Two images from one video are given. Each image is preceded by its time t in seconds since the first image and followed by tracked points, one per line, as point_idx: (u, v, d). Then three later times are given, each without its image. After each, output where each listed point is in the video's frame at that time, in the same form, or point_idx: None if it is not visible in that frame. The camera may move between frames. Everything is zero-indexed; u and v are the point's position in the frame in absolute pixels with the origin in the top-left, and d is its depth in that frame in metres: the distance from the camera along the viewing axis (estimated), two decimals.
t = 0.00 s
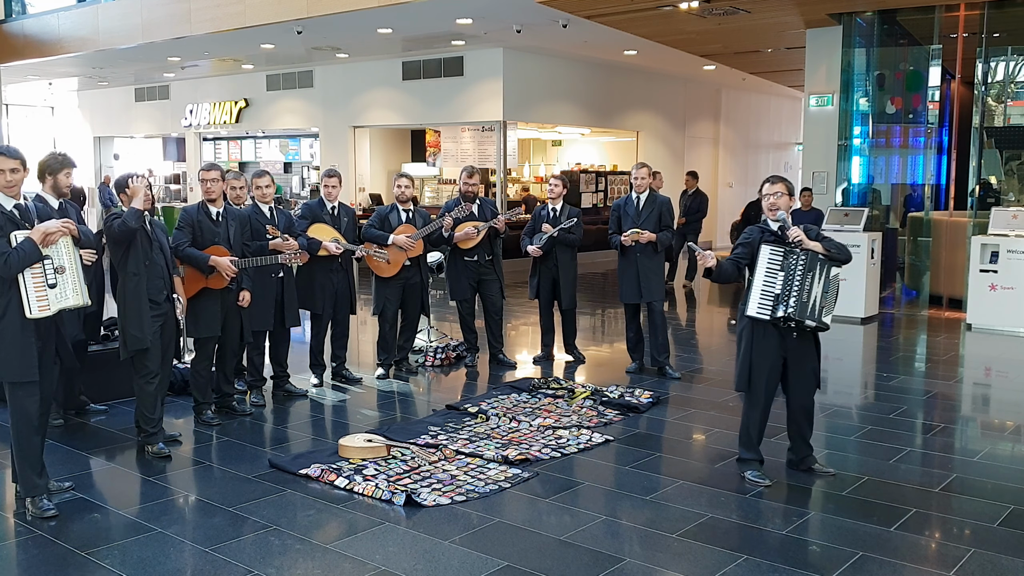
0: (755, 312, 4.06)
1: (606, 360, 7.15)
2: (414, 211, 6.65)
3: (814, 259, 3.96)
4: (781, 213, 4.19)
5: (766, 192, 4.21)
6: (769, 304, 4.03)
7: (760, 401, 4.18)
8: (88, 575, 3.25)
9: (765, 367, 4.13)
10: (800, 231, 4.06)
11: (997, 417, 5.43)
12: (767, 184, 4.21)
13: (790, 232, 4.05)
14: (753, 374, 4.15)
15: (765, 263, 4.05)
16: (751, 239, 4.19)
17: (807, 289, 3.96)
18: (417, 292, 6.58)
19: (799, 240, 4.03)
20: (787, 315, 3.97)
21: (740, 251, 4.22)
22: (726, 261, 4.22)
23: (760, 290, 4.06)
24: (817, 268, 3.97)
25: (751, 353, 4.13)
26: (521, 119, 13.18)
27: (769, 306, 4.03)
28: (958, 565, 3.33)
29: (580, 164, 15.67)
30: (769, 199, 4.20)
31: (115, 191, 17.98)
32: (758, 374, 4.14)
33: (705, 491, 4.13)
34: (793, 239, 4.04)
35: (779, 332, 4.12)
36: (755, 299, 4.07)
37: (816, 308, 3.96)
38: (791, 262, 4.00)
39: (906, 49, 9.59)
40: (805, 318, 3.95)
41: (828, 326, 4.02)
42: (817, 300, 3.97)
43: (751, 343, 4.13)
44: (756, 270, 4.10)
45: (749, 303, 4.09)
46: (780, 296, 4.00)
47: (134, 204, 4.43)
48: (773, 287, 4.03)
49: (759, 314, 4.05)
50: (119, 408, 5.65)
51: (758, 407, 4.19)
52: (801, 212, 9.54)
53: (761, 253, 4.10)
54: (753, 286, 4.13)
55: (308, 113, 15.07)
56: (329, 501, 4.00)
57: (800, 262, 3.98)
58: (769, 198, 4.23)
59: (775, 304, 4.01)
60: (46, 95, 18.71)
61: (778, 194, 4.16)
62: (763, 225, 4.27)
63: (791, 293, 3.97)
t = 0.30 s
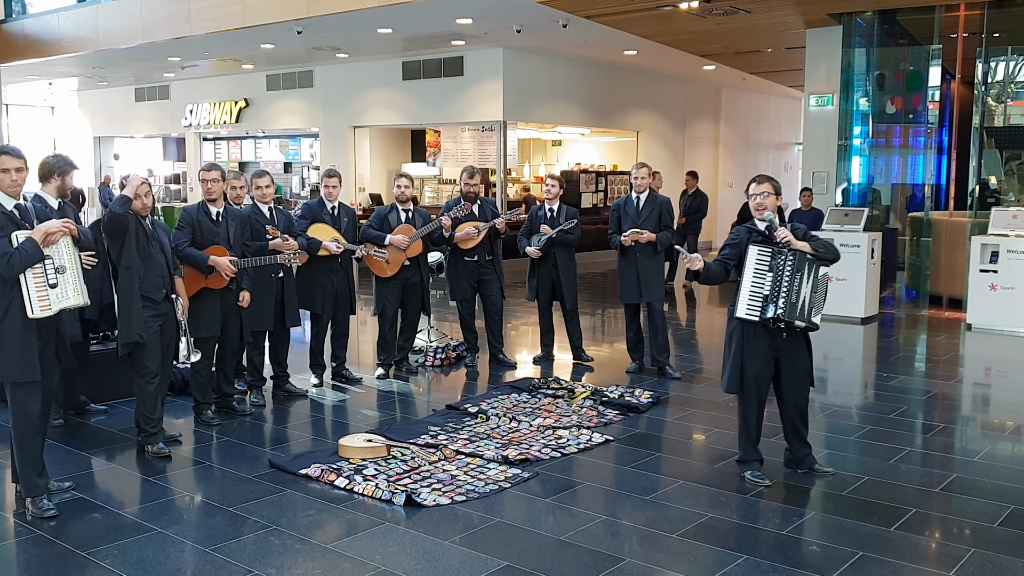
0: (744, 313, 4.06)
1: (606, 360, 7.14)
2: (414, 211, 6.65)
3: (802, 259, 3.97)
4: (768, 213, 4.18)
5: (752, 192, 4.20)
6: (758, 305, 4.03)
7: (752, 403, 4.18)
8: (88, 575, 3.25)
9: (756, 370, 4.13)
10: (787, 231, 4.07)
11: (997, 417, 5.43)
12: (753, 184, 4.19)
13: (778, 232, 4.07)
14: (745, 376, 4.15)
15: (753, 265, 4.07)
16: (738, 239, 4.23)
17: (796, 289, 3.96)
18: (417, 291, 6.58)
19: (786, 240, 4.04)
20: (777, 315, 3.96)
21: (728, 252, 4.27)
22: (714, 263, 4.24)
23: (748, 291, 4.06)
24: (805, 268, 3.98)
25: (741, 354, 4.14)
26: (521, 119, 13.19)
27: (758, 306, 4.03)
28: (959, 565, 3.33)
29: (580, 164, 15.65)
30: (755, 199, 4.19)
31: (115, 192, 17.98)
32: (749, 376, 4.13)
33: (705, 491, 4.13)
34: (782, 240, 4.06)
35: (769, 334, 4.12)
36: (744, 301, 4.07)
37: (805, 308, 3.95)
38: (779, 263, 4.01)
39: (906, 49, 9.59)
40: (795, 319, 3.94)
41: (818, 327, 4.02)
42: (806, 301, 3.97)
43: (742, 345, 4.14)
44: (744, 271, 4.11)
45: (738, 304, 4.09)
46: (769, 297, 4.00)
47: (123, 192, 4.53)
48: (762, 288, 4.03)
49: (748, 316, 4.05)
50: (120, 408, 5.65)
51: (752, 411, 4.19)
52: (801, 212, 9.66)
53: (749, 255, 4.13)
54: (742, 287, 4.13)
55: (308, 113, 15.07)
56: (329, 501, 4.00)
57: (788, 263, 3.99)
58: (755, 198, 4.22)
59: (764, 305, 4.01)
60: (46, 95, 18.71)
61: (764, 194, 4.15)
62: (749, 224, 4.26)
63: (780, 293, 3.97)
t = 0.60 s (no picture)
0: (740, 314, 4.06)
1: (606, 360, 7.14)
2: (414, 211, 6.64)
3: (797, 259, 3.97)
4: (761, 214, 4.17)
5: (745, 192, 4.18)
6: (753, 306, 4.04)
7: (750, 404, 4.17)
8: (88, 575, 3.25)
9: (752, 371, 4.13)
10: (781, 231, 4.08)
11: (998, 417, 5.43)
12: (745, 184, 4.17)
13: (772, 233, 4.08)
14: (742, 378, 4.15)
15: (747, 266, 4.06)
16: (731, 240, 4.23)
17: (790, 290, 3.97)
18: (417, 291, 6.58)
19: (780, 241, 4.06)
20: (772, 316, 3.97)
21: (722, 252, 4.27)
22: (708, 265, 4.28)
23: (743, 292, 4.06)
24: (799, 268, 3.98)
25: (738, 357, 4.14)
26: (521, 119, 13.19)
27: (753, 307, 4.03)
28: (958, 565, 3.33)
29: (580, 164, 15.66)
30: (748, 200, 4.17)
31: (115, 191, 17.98)
32: (747, 378, 4.13)
33: (705, 491, 4.13)
34: (776, 240, 4.07)
35: (764, 334, 4.12)
36: (739, 302, 4.07)
37: (800, 308, 3.97)
38: (773, 264, 4.01)
39: (906, 49, 9.59)
40: (790, 319, 3.96)
41: (813, 326, 4.04)
42: (801, 301, 3.98)
43: (739, 347, 4.13)
44: (739, 272, 4.11)
45: (733, 305, 4.09)
46: (765, 297, 4.00)
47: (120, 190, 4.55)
48: (757, 288, 4.03)
49: (744, 317, 4.05)
50: (120, 408, 5.66)
51: (749, 412, 4.18)
52: (801, 212, 9.70)
53: (743, 256, 4.13)
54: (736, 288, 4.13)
55: (308, 113, 15.07)
56: (329, 501, 4.00)
57: (782, 263, 3.99)
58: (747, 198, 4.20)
59: (759, 305, 4.02)
60: (46, 95, 18.71)
61: (758, 194, 4.14)
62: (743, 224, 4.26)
63: (775, 294, 3.98)
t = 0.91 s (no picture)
0: (738, 315, 4.05)
1: (606, 360, 7.14)
2: (414, 211, 6.65)
3: (793, 258, 3.98)
4: (757, 214, 4.18)
5: (740, 192, 4.17)
6: (751, 305, 4.03)
7: (750, 404, 4.17)
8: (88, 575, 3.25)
9: (751, 370, 4.13)
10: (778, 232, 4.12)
11: (997, 417, 5.43)
12: (740, 184, 4.17)
13: (769, 233, 4.10)
14: (742, 379, 4.15)
15: (744, 266, 4.06)
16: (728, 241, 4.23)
17: (787, 290, 3.98)
18: (417, 291, 6.57)
19: (777, 242, 4.10)
20: (770, 315, 3.97)
21: (718, 252, 4.30)
22: (702, 263, 4.27)
23: (741, 291, 4.05)
24: (796, 268, 4.00)
25: (738, 357, 4.13)
26: (521, 119, 13.19)
27: (751, 307, 4.03)
28: (958, 565, 3.33)
29: (580, 164, 15.67)
30: (745, 200, 4.17)
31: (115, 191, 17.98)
32: (747, 378, 4.13)
33: (705, 491, 4.13)
34: (772, 241, 4.09)
35: (763, 334, 4.12)
36: (737, 302, 4.06)
37: (798, 308, 3.99)
38: (770, 263, 4.02)
39: (906, 49, 9.60)
40: (788, 319, 3.97)
41: (812, 326, 4.04)
42: (799, 300, 4.00)
43: (737, 347, 4.13)
44: (735, 273, 4.10)
45: (731, 305, 4.08)
46: (763, 296, 4.00)
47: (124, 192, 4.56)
48: (755, 288, 4.02)
49: (743, 317, 4.04)
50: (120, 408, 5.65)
51: (749, 412, 4.19)
52: (801, 212, 9.76)
53: (740, 256, 4.13)
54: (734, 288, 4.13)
55: (308, 113, 15.07)
56: (329, 501, 4.00)
57: (779, 263, 4.00)
58: (742, 199, 4.20)
59: (757, 305, 4.01)
60: (45, 95, 18.71)
61: (754, 194, 4.14)
62: (738, 224, 4.26)
63: (772, 293, 3.99)
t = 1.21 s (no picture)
0: (738, 315, 4.04)
1: (606, 360, 7.14)
2: (413, 211, 6.65)
3: (792, 258, 4.01)
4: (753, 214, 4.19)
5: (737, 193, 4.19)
6: (751, 305, 4.02)
7: (750, 405, 4.18)
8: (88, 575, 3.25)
9: (751, 370, 4.13)
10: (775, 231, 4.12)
11: (997, 417, 5.43)
12: (737, 184, 4.19)
13: (767, 233, 4.11)
14: (742, 379, 4.15)
15: (743, 266, 4.06)
16: (726, 241, 4.22)
17: (786, 289, 3.99)
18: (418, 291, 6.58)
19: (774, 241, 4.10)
20: (770, 315, 3.97)
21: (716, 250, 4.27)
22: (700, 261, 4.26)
23: (740, 291, 4.04)
24: (795, 268, 4.01)
25: (738, 358, 4.13)
26: (521, 119, 13.19)
27: (751, 307, 4.02)
28: (958, 565, 3.33)
29: (580, 164, 15.66)
30: (741, 201, 4.19)
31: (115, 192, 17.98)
32: (747, 378, 4.13)
33: (705, 491, 4.13)
34: (771, 240, 4.10)
35: (762, 334, 4.12)
36: (737, 302, 4.05)
37: (797, 307, 3.99)
38: (769, 262, 4.03)
39: (906, 49, 9.60)
40: (788, 318, 3.97)
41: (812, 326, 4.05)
42: (798, 300, 4.00)
43: (737, 347, 4.13)
44: (734, 273, 4.11)
45: (731, 306, 4.07)
46: (762, 295, 4.00)
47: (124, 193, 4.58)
48: (755, 287, 4.02)
49: (743, 317, 4.03)
50: (119, 408, 5.65)
51: (748, 412, 4.19)
52: (801, 212, 9.75)
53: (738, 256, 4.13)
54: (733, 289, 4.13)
55: (308, 113, 15.07)
56: (329, 501, 4.00)
57: (778, 262, 4.01)
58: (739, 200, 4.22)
59: (757, 304, 4.00)
60: (45, 95, 18.72)
61: (751, 194, 4.16)
62: (737, 224, 4.25)
63: (772, 292, 3.99)
